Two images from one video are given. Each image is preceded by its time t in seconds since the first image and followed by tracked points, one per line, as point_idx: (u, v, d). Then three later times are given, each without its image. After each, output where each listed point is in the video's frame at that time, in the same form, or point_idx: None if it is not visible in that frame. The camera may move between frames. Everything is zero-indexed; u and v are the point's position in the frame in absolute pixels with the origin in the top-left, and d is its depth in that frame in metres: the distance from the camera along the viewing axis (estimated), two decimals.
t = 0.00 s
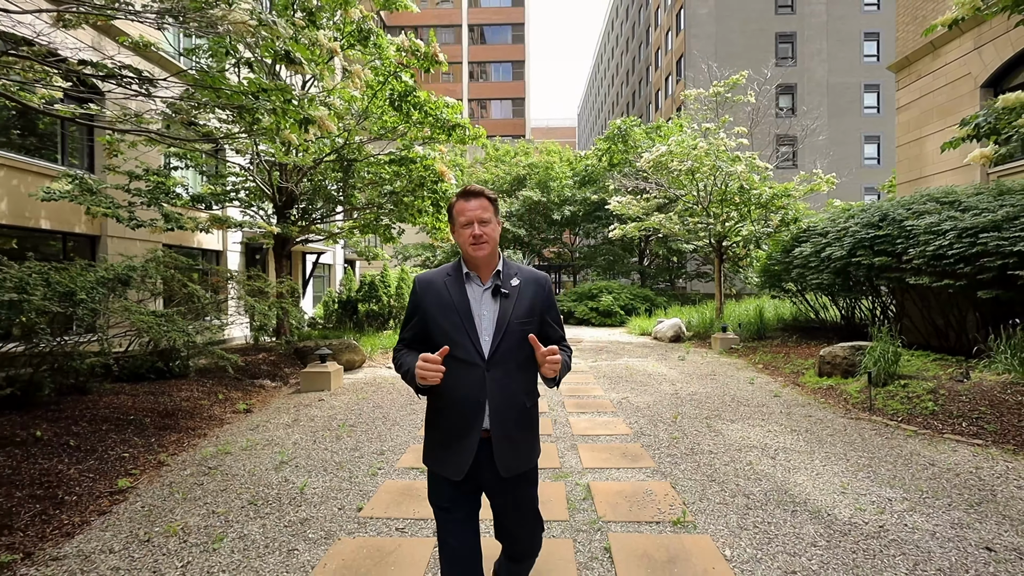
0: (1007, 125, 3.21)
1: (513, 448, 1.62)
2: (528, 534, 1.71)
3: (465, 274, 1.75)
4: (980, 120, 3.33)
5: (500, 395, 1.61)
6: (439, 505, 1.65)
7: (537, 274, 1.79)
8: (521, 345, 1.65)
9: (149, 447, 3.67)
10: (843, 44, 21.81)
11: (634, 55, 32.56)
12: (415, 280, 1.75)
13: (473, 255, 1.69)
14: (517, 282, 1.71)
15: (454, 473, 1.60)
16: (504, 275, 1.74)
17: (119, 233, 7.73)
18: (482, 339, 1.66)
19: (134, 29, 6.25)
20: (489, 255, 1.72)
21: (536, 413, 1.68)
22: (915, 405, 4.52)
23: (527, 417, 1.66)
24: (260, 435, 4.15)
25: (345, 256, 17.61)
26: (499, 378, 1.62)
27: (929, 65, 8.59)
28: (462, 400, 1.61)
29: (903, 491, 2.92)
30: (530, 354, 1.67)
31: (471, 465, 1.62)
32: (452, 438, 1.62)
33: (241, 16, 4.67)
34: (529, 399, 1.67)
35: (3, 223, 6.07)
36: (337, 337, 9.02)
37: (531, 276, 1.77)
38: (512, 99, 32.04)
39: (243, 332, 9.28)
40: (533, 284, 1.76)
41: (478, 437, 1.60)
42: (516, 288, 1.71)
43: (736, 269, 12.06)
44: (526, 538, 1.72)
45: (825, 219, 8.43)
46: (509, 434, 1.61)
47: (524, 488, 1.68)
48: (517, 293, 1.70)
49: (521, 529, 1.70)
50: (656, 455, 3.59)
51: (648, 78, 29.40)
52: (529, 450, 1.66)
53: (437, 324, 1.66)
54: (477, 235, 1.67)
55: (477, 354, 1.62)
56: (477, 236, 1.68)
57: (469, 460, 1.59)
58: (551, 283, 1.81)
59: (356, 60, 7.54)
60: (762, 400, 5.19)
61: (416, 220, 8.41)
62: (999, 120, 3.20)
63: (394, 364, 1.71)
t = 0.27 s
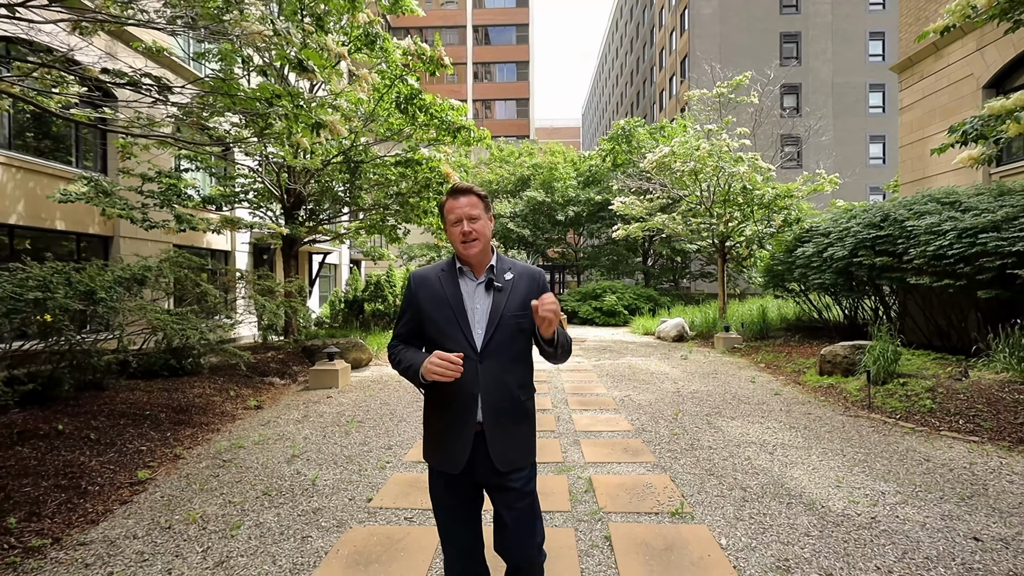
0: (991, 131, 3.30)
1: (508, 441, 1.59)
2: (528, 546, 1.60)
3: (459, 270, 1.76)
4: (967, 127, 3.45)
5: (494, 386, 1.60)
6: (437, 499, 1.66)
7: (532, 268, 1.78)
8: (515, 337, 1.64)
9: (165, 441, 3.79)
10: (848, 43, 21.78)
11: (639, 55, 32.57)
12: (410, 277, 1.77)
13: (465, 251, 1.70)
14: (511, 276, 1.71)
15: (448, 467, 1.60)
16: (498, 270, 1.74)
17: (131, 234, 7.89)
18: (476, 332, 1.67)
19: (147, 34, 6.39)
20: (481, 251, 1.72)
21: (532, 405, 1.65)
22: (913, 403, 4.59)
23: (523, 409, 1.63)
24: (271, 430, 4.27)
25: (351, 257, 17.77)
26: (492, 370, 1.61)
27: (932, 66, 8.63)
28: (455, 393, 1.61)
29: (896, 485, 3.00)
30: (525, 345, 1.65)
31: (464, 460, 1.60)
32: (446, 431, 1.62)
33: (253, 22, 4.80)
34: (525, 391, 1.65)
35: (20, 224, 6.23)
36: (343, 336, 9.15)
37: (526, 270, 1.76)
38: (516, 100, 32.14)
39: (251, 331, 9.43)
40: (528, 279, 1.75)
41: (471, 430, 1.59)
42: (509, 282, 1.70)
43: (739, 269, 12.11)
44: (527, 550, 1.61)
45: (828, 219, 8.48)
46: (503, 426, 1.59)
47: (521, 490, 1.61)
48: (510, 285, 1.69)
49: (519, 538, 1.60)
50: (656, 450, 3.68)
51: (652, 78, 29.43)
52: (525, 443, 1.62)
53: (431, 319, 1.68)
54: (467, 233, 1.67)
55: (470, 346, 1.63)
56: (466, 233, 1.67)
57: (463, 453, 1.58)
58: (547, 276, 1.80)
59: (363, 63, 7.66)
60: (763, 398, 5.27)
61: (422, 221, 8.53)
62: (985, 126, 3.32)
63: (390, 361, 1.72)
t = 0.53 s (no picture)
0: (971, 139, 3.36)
1: (499, 436, 1.65)
2: (521, 543, 1.61)
3: (457, 269, 1.84)
4: (950, 135, 3.52)
5: (486, 382, 1.66)
6: (436, 494, 1.73)
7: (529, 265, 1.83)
8: (508, 333, 1.70)
9: (177, 436, 3.91)
10: (851, 44, 21.80)
11: (641, 56, 32.62)
12: (411, 278, 1.87)
13: (464, 251, 1.78)
14: (506, 274, 1.78)
15: (443, 461, 1.67)
16: (494, 268, 1.81)
17: (140, 235, 8.04)
18: (470, 329, 1.74)
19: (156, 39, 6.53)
20: (479, 251, 1.79)
21: (527, 402, 1.70)
22: (908, 401, 4.68)
23: (516, 405, 1.68)
24: (280, 426, 4.39)
25: (355, 257, 17.90)
26: (484, 366, 1.67)
27: (931, 67, 8.70)
28: (451, 390, 1.69)
29: (887, 478, 3.10)
30: (517, 341, 1.71)
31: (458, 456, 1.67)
32: (442, 426, 1.70)
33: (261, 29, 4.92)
34: (519, 387, 1.70)
35: (33, 225, 6.37)
36: (348, 335, 9.27)
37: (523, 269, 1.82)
38: (519, 101, 32.23)
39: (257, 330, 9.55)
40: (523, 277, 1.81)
41: (465, 425, 1.66)
42: (503, 280, 1.76)
43: (740, 269, 12.19)
44: (521, 548, 1.61)
45: (827, 219, 8.56)
46: (495, 420, 1.65)
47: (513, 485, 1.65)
48: (504, 283, 1.76)
49: (511, 535, 1.61)
50: (654, 445, 3.79)
51: (655, 79, 29.47)
52: (518, 438, 1.66)
53: (428, 318, 1.78)
54: (467, 233, 1.74)
55: (464, 343, 1.71)
56: (466, 233, 1.75)
57: (456, 447, 1.65)
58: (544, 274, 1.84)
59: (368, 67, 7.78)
60: (761, 396, 5.36)
61: (425, 222, 8.64)
62: (969, 134, 3.40)
63: (393, 359, 1.83)
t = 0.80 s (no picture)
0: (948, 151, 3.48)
1: (484, 447, 1.57)
2: (509, 556, 1.57)
3: (455, 275, 1.78)
4: (930, 146, 3.62)
5: (471, 392, 1.59)
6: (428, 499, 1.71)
7: (528, 273, 1.73)
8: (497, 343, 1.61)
9: (185, 432, 4.02)
10: (850, 44, 21.86)
11: (641, 56, 32.67)
12: (413, 282, 1.85)
13: (461, 255, 1.71)
14: (501, 281, 1.69)
15: (430, 467, 1.65)
16: (490, 274, 1.72)
17: (145, 236, 8.16)
18: (460, 336, 1.67)
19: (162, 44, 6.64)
20: (477, 255, 1.72)
21: (515, 414, 1.60)
22: (899, 398, 4.78)
23: (502, 416, 1.59)
24: (284, 423, 4.50)
25: (356, 257, 18.02)
26: (469, 375, 1.60)
27: (927, 69, 8.78)
28: (439, 397, 1.64)
29: (873, 472, 3.20)
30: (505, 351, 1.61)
31: (444, 463, 1.64)
32: (430, 432, 1.67)
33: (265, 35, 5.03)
34: (507, 399, 1.60)
35: (41, 227, 6.49)
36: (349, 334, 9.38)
37: (522, 276, 1.73)
38: (519, 101, 32.33)
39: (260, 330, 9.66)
40: (520, 285, 1.71)
41: (449, 433, 1.61)
42: (497, 287, 1.67)
43: (739, 269, 12.27)
44: (508, 559, 1.57)
45: (824, 220, 8.64)
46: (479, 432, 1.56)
47: (500, 497, 1.59)
48: (498, 291, 1.67)
49: (498, 545, 1.57)
50: (649, 441, 3.89)
51: (655, 79, 29.54)
52: (504, 451, 1.57)
53: (422, 323, 1.74)
54: (465, 237, 1.68)
55: (452, 350, 1.65)
56: (464, 237, 1.69)
57: (440, 454, 1.61)
58: (542, 282, 1.73)
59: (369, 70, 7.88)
60: (756, 394, 5.45)
61: (426, 222, 8.74)
62: (949, 145, 3.51)
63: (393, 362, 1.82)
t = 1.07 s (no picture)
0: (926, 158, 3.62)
1: (484, 451, 1.53)
2: (509, 558, 1.55)
3: (460, 270, 1.73)
4: (909, 154, 3.75)
5: (471, 394, 1.54)
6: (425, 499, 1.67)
7: (535, 271, 1.67)
8: (500, 345, 1.56)
9: (192, 427, 4.13)
10: (850, 44, 21.89)
11: (642, 56, 32.71)
12: (416, 274, 1.79)
13: (469, 248, 1.66)
14: (506, 279, 1.62)
15: (429, 468, 1.61)
16: (496, 271, 1.66)
17: (150, 236, 8.28)
18: (463, 335, 1.63)
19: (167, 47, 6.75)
20: (485, 249, 1.67)
21: (517, 417, 1.56)
22: (890, 396, 4.86)
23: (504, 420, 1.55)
24: (288, 419, 4.61)
25: (358, 257, 18.15)
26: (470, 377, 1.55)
27: (924, 71, 8.85)
28: (439, 397, 1.60)
29: (859, 466, 3.29)
30: (508, 353, 1.56)
31: (443, 465, 1.60)
32: (429, 433, 1.63)
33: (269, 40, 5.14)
34: (508, 403, 1.55)
35: (49, 227, 6.61)
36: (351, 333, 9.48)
37: (528, 274, 1.66)
38: (520, 101, 32.42)
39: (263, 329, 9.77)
40: (526, 283, 1.64)
41: (448, 434, 1.57)
42: (503, 285, 1.61)
43: (739, 268, 12.35)
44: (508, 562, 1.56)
45: (821, 220, 8.72)
46: (479, 435, 1.52)
47: (502, 501, 1.55)
48: (503, 289, 1.60)
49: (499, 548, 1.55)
50: (644, 437, 3.98)
51: (656, 79, 29.60)
52: (505, 454, 1.53)
53: (424, 318, 1.69)
54: (475, 227, 1.63)
55: (454, 349, 1.60)
56: (474, 228, 1.64)
57: (438, 456, 1.57)
58: (550, 281, 1.66)
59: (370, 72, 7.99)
60: (751, 392, 5.54)
61: (427, 223, 8.85)
62: (929, 152, 3.64)
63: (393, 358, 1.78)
